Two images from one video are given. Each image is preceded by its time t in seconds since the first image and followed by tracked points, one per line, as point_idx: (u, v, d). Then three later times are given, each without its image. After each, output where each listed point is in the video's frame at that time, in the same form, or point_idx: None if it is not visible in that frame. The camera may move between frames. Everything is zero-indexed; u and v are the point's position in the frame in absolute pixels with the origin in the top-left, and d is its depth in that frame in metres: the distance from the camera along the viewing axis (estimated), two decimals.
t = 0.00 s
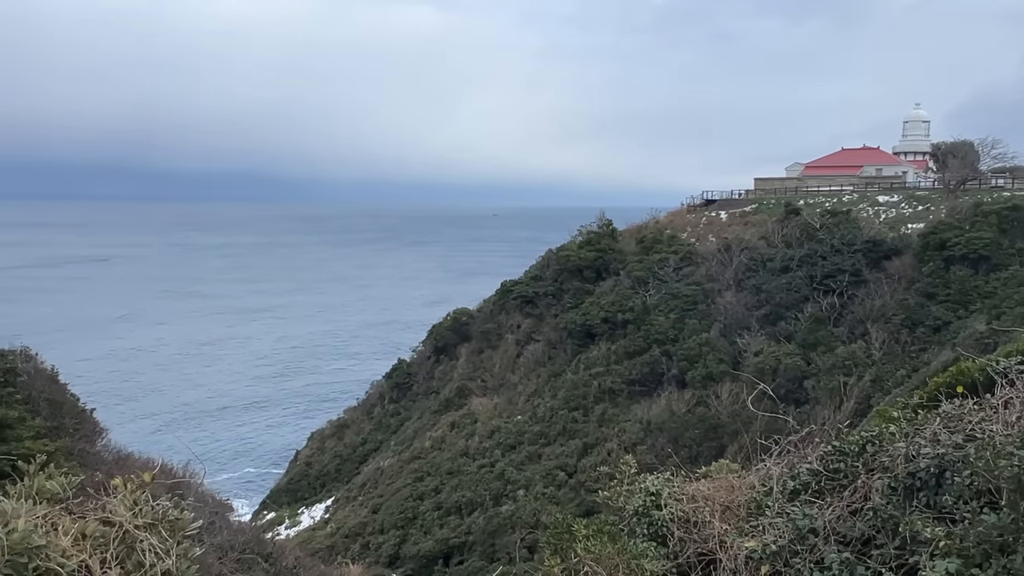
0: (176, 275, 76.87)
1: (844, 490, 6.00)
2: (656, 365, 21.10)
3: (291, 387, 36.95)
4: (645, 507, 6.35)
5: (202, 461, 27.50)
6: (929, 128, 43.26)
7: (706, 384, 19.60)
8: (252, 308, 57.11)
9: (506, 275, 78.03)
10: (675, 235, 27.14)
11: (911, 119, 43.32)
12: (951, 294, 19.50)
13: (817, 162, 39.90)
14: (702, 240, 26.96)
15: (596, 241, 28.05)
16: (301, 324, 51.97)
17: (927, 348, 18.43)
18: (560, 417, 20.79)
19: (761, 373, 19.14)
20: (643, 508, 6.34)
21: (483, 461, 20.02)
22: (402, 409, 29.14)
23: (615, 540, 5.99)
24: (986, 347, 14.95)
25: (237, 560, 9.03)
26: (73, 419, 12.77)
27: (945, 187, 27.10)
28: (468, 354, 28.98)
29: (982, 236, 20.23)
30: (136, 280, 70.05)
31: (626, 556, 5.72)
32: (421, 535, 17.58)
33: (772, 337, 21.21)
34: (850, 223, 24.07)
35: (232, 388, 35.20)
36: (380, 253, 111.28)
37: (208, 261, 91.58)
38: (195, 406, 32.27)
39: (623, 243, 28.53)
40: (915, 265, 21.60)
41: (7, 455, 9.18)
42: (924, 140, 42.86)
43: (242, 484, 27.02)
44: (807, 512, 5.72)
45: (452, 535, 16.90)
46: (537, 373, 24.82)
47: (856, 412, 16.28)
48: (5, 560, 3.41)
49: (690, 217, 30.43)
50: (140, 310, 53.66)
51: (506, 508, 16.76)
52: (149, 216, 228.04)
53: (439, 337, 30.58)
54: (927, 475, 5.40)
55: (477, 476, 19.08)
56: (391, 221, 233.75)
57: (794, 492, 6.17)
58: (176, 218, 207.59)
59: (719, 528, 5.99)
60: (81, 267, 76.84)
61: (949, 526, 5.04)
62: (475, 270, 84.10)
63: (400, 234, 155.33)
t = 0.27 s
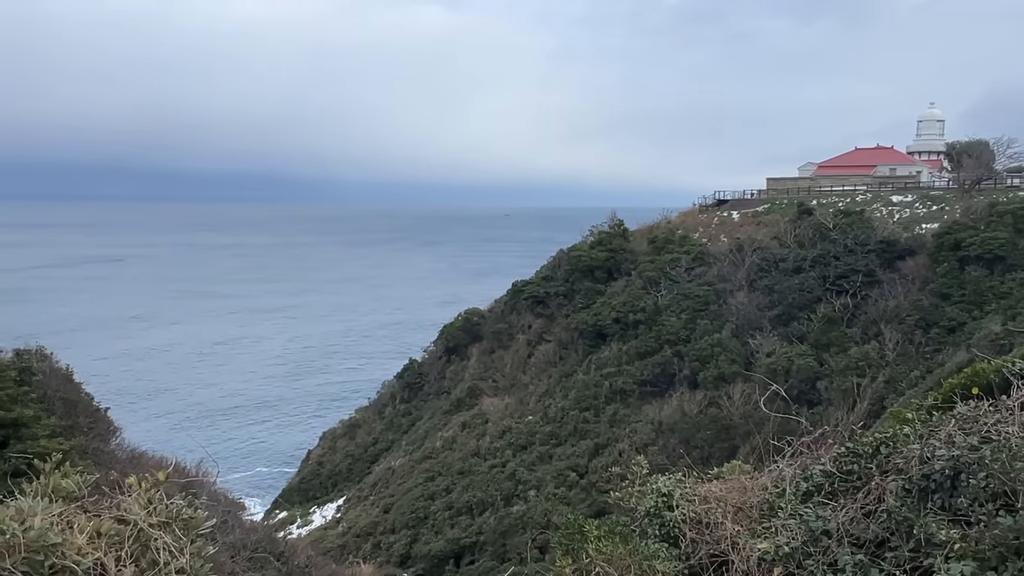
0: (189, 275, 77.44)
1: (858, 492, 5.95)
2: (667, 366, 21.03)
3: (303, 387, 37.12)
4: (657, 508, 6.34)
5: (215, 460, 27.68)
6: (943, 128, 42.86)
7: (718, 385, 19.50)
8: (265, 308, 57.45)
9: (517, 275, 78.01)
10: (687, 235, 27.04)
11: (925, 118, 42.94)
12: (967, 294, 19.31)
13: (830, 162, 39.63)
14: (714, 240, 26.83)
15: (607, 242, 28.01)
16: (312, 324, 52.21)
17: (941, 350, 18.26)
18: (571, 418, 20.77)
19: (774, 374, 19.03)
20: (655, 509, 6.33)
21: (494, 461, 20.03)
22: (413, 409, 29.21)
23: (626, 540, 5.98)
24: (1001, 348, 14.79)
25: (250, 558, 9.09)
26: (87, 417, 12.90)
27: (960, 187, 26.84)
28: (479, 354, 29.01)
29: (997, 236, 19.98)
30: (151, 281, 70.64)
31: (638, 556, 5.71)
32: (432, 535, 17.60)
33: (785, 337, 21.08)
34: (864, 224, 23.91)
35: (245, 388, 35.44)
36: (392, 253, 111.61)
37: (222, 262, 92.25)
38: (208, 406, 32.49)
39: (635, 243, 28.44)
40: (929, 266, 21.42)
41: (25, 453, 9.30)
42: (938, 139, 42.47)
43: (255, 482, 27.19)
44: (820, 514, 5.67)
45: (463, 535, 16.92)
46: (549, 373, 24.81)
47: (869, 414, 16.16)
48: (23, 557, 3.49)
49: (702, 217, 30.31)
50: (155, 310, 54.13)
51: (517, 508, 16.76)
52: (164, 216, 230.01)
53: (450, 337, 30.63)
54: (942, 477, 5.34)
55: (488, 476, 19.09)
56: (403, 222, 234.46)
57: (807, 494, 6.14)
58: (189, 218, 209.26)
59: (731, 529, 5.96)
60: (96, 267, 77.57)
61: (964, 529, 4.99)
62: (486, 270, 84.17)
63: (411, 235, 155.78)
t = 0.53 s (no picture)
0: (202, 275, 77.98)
1: (872, 493, 5.91)
2: (679, 366, 20.95)
3: (315, 387, 37.30)
4: (669, 509, 6.33)
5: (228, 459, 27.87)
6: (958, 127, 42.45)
7: (730, 386, 19.39)
8: (277, 308, 57.78)
9: (528, 275, 78.00)
10: (699, 235, 26.94)
11: (940, 117, 42.56)
12: (982, 295, 19.10)
13: (843, 161, 39.35)
14: (726, 240, 26.70)
15: (618, 242, 27.96)
16: (324, 324, 52.44)
17: (956, 350, 18.06)
18: (582, 418, 20.74)
19: (786, 374, 18.92)
20: (667, 510, 6.33)
21: (505, 461, 20.04)
22: (425, 409, 29.27)
23: (639, 541, 5.98)
24: (1017, 350, 14.62)
25: (262, 557, 9.14)
26: (101, 416, 13.04)
27: (975, 187, 26.57)
28: (490, 354, 29.02)
29: (1014, 236, 19.61)
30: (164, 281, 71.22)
31: (650, 557, 5.70)
32: (443, 535, 17.63)
33: (798, 338, 20.95)
34: (878, 223, 23.74)
35: (258, 388, 35.66)
36: (403, 253, 111.92)
37: (235, 262, 92.87)
38: (221, 405, 32.71)
39: (647, 243, 28.37)
40: (944, 266, 21.24)
41: (42, 451, 9.41)
42: (953, 138, 42.08)
43: (268, 481, 27.34)
44: (833, 515, 5.65)
45: (475, 535, 16.93)
46: (560, 373, 24.80)
47: (883, 415, 16.03)
48: (39, 555, 3.53)
49: (714, 217, 30.18)
50: (169, 310, 54.57)
51: (528, 508, 16.77)
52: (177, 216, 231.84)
53: (461, 337, 30.68)
54: (957, 479, 5.29)
55: (499, 476, 19.10)
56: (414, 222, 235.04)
57: (820, 496, 6.11)
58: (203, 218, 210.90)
59: (743, 531, 5.94)
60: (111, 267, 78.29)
61: (980, 531, 4.95)
62: (497, 270, 84.23)
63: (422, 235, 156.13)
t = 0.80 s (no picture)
0: (215, 275, 78.46)
1: (886, 495, 5.88)
2: (691, 367, 20.88)
3: (327, 386, 37.47)
4: (681, 509, 6.33)
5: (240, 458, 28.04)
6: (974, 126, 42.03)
7: (742, 387, 19.28)
8: (289, 308, 58.08)
9: (539, 275, 77.98)
10: (711, 235, 26.83)
11: (955, 116, 42.15)
12: (997, 295, 18.86)
13: (856, 161, 39.06)
14: (738, 240, 26.56)
15: (630, 242, 27.92)
16: (336, 324, 52.66)
17: (970, 352, 17.84)
18: (594, 418, 20.71)
19: (799, 375, 18.79)
20: (679, 511, 6.32)
21: (516, 461, 20.04)
22: (436, 409, 29.31)
23: (651, 542, 5.96)
24: None
25: (274, 556, 9.21)
26: (115, 415, 13.16)
27: (990, 187, 26.30)
28: (501, 354, 29.03)
29: None
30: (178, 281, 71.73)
31: (662, 558, 5.68)
32: (455, 535, 17.64)
33: (811, 339, 20.80)
34: (891, 224, 23.58)
35: (271, 387, 35.87)
36: (414, 254, 112.19)
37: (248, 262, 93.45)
38: (233, 404, 32.92)
39: (658, 243, 28.28)
40: (958, 267, 21.05)
41: (57, 449, 9.52)
42: (968, 137, 41.67)
43: (280, 480, 27.49)
44: (847, 517, 5.62)
45: (486, 535, 16.94)
46: (571, 374, 24.77)
47: (897, 417, 15.89)
48: (55, 552, 3.55)
49: (726, 217, 30.04)
50: (182, 310, 55.00)
51: (539, 508, 16.77)
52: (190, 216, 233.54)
53: (472, 337, 30.71)
54: (973, 481, 5.24)
55: (511, 476, 19.11)
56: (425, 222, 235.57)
57: (834, 497, 6.08)
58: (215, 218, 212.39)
59: (756, 532, 5.91)
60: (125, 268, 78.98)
61: (996, 534, 4.90)
62: (508, 271, 84.29)
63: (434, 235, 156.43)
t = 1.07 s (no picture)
0: (228, 275, 78.94)
1: (900, 497, 5.83)
2: (703, 368, 20.78)
3: (338, 386, 37.62)
4: (693, 511, 6.31)
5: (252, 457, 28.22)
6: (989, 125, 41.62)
7: (754, 388, 19.16)
8: (301, 308, 58.37)
9: (550, 276, 77.94)
10: (723, 236, 26.71)
11: (970, 115, 41.76)
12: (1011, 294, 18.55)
13: (870, 161, 38.78)
14: (750, 241, 26.43)
15: (641, 242, 27.88)
16: (347, 324, 52.88)
17: (985, 353, 17.58)
18: (605, 419, 20.67)
19: (812, 377, 18.67)
20: (692, 512, 6.30)
21: (527, 461, 20.03)
22: (447, 409, 29.36)
23: (663, 543, 5.94)
24: None
25: (286, 555, 9.27)
26: (129, 414, 13.27)
27: (1006, 186, 26.03)
28: (512, 354, 29.04)
29: None
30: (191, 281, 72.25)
31: (674, 560, 5.66)
32: (466, 535, 17.66)
33: (823, 340, 20.66)
34: (906, 224, 23.40)
35: (283, 387, 36.07)
36: (425, 254, 112.41)
37: (260, 262, 94.02)
38: (246, 403, 33.13)
39: (670, 244, 28.20)
40: (973, 267, 20.84)
41: (72, 448, 9.62)
42: (984, 137, 41.27)
43: (292, 480, 27.64)
44: (861, 519, 5.59)
45: (497, 535, 16.94)
46: (582, 374, 24.73)
47: (911, 419, 15.76)
48: (71, 550, 3.50)
49: (738, 217, 29.91)
50: (196, 310, 55.42)
51: (550, 509, 16.76)
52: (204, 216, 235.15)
53: (483, 337, 30.74)
54: (989, 483, 5.18)
55: (522, 476, 19.10)
56: (437, 223, 236.06)
57: (847, 499, 6.05)
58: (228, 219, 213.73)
59: (769, 534, 5.87)
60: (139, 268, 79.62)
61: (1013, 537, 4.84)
62: (519, 271, 84.27)
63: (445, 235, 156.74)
